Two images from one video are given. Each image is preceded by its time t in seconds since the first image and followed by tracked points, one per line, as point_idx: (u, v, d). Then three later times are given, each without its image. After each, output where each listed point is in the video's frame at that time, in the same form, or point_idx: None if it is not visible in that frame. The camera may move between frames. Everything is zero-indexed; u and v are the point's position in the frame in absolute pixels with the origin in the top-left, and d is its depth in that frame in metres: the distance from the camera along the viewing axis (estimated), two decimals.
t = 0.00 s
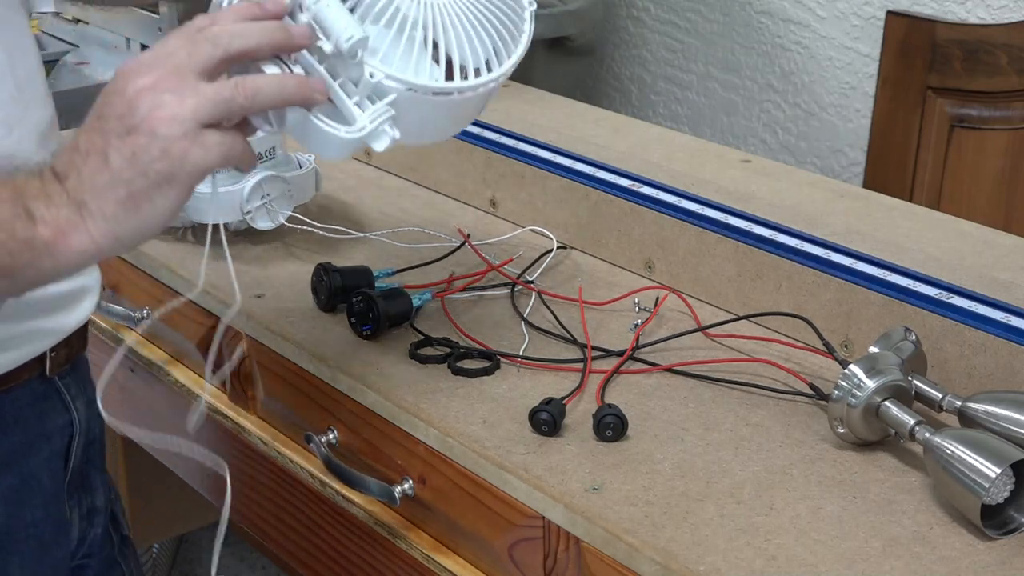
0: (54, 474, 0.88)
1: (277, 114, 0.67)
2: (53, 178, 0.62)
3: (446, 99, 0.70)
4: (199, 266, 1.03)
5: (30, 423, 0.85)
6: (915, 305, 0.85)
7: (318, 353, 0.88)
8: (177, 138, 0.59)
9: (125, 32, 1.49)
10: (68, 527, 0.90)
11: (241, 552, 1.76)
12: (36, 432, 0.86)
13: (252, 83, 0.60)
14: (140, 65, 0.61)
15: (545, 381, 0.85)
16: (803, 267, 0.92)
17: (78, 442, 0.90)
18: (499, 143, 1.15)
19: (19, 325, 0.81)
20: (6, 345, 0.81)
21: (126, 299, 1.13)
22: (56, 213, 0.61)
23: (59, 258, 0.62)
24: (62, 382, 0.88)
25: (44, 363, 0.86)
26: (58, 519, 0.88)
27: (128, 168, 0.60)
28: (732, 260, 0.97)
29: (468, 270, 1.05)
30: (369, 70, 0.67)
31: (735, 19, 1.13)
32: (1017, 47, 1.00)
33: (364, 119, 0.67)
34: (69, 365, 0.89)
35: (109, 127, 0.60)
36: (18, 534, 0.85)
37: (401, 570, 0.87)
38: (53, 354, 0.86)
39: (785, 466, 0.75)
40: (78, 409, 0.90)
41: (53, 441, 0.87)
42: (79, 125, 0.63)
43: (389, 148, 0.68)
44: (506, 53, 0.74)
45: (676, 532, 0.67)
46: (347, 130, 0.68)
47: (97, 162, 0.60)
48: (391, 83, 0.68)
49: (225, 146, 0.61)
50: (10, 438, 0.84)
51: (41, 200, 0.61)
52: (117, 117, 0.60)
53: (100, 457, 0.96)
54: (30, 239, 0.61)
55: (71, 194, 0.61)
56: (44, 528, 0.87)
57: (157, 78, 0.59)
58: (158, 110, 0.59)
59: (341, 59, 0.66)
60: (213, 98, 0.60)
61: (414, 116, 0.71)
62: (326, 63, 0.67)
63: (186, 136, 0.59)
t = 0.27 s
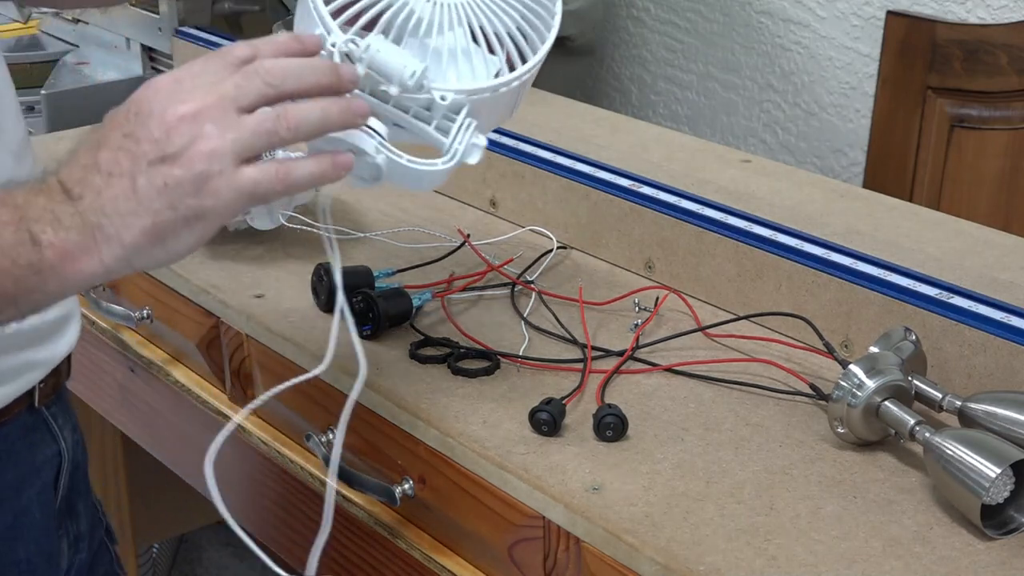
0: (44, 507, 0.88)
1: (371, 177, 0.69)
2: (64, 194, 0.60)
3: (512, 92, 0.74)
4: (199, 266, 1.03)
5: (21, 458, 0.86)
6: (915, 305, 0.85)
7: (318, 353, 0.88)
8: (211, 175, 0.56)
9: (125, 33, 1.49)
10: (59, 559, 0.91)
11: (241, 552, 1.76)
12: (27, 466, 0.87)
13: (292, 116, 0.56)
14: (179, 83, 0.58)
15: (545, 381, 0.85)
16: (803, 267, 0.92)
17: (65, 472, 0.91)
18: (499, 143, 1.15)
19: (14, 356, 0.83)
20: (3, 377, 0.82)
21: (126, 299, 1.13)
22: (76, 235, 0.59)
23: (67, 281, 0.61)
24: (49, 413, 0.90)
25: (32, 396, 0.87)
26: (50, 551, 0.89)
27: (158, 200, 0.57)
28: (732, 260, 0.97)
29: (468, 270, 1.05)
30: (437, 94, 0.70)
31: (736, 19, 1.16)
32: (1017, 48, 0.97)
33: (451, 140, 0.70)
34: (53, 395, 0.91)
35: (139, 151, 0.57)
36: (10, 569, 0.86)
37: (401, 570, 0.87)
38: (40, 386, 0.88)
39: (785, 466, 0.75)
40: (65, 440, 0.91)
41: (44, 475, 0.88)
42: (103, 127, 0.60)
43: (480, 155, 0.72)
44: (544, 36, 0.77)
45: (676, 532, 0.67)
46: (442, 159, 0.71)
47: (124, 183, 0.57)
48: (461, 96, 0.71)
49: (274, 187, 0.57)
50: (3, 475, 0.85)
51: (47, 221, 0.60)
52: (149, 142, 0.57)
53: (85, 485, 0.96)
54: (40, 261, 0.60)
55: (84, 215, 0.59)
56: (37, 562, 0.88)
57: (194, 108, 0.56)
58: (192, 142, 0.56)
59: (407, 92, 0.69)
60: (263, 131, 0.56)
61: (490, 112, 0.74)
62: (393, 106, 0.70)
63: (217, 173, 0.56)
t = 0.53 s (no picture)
0: (31, 526, 0.88)
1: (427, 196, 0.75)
2: (102, 174, 0.63)
3: (550, 92, 0.77)
4: (199, 266, 1.03)
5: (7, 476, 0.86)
6: (915, 305, 0.85)
7: (318, 353, 0.88)
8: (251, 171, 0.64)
9: (125, 33, 1.49)
10: None
11: (241, 552, 1.75)
12: (13, 484, 0.86)
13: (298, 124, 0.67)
14: (230, 74, 0.66)
15: (545, 381, 0.85)
16: (803, 267, 0.91)
17: (54, 488, 0.91)
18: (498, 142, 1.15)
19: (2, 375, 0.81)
20: None
21: (127, 299, 1.13)
22: (116, 211, 0.62)
23: (97, 263, 0.63)
24: (37, 429, 0.89)
25: (19, 414, 0.86)
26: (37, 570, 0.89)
27: (202, 180, 0.63)
28: (732, 260, 0.97)
29: (468, 270, 1.05)
30: (483, 105, 0.74)
31: (735, 19, 1.13)
32: (1017, 48, 0.98)
33: (502, 149, 0.75)
34: (42, 412, 0.90)
35: (188, 134, 0.63)
36: None
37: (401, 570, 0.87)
38: (29, 403, 0.87)
39: (785, 466, 0.75)
40: (52, 457, 0.90)
41: (30, 492, 0.88)
42: (140, 112, 0.65)
43: (529, 161, 0.77)
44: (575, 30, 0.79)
45: (676, 532, 0.67)
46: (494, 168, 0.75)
47: (169, 161, 0.63)
48: (506, 104, 0.75)
49: (291, 186, 0.67)
50: None
51: (86, 201, 0.62)
52: (199, 125, 0.64)
53: (74, 500, 0.96)
54: (79, 238, 0.62)
55: (124, 195, 0.62)
56: None
57: (246, 103, 0.65)
58: (245, 133, 0.64)
59: (454, 108, 0.74)
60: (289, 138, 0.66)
61: (529, 113, 0.78)
62: (442, 124, 0.75)
63: (256, 162, 0.64)
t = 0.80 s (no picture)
0: (40, 523, 0.88)
1: (412, 154, 0.75)
2: (101, 155, 0.65)
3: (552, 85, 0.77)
4: (199, 266, 1.03)
5: (15, 475, 0.86)
6: (915, 305, 0.85)
7: (318, 353, 0.88)
8: (246, 153, 0.65)
9: (125, 33, 1.49)
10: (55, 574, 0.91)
11: (241, 552, 1.75)
12: (22, 483, 0.86)
13: (295, 107, 0.67)
14: (228, 51, 0.66)
15: (545, 381, 0.85)
16: (803, 267, 0.91)
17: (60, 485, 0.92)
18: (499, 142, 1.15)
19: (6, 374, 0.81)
20: None
21: (126, 299, 1.13)
22: (112, 190, 0.64)
23: (92, 241, 0.66)
24: (43, 427, 0.89)
25: (25, 411, 0.86)
26: (45, 567, 0.89)
27: (197, 161, 0.64)
28: (732, 260, 0.97)
29: (468, 270, 1.05)
30: (483, 77, 0.74)
31: (735, 19, 1.11)
32: (1017, 47, 0.97)
33: (494, 125, 0.74)
34: (47, 409, 0.90)
35: (186, 114, 0.64)
36: None
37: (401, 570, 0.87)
38: (35, 401, 0.87)
39: (785, 466, 0.75)
40: (59, 454, 0.91)
41: (39, 490, 0.88)
42: (139, 86, 0.66)
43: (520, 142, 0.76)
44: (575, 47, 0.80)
45: (676, 532, 0.67)
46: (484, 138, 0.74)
47: (165, 140, 0.64)
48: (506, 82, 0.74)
49: (285, 168, 0.68)
50: None
51: (84, 182, 0.65)
52: (198, 107, 0.64)
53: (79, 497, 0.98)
54: (75, 220, 0.65)
55: (120, 174, 0.64)
56: None
57: (244, 85, 0.65)
58: (242, 115, 0.64)
59: (455, 75, 0.73)
60: (285, 121, 0.67)
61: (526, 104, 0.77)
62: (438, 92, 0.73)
63: (253, 144, 0.65)
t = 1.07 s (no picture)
0: (56, 511, 0.88)
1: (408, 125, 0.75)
2: (127, 111, 0.64)
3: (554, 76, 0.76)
4: (199, 266, 1.03)
5: (32, 463, 0.85)
6: (915, 305, 0.85)
7: (318, 353, 0.88)
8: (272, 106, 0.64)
9: (124, 33, 1.49)
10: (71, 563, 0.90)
11: (241, 552, 1.75)
12: (39, 470, 0.86)
13: (318, 66, 0.67)
14: (255, 12, 0.67)
15: (545, 381, 0.85)
16: (802, 267, 0.92)
17: (76, 475, 0.91)
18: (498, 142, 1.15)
19: (21, 365, 0.81)
20: (8, 387, 0.80)
21: (126, 299, 1.13)
22: (138, 143, 0.63)
23: (118, 198, 0.64)
24: (59, 416, 0.89)
25: (41, 400, 0.86)
26: (62, 554, 0.89)
27: (224, 113, 0.63)
28: (732, 260, 0.97)
29: (468, 270, 1.05)
30: (479, 59, 0.73)
31: (735, 19, 1.11)
32: (1017, 47, 0.98)
33: (484, 107, 0.73)
34: (63, 398, 0.90)
35: (213, 69, 0.64)
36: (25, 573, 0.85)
37: (401, 570, 0.87)
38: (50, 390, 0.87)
39: (785, 466, 0.75)
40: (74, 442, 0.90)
41: (55, 478, 0.88)
42: (164, 46, 0.66)
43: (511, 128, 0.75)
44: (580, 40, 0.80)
45: (676, 532, 0.67)
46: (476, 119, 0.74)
47: (192, 94, 0.63)
48: (501, 67, 0.74)
49: (310, 127, 0.67)
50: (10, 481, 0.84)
51: (109, 136, 0.63)
52: (225, 62, 0.64)
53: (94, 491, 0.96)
54: (100, 174, 0.63)
55: (145, 128, 0.63)
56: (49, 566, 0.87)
57: (271, 42, 0.65)
58: (270, 69, 0.64)
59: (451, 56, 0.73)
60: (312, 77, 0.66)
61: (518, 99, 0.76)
62: (434, 71, 0.74)
63: (280, 98, 0.64)
